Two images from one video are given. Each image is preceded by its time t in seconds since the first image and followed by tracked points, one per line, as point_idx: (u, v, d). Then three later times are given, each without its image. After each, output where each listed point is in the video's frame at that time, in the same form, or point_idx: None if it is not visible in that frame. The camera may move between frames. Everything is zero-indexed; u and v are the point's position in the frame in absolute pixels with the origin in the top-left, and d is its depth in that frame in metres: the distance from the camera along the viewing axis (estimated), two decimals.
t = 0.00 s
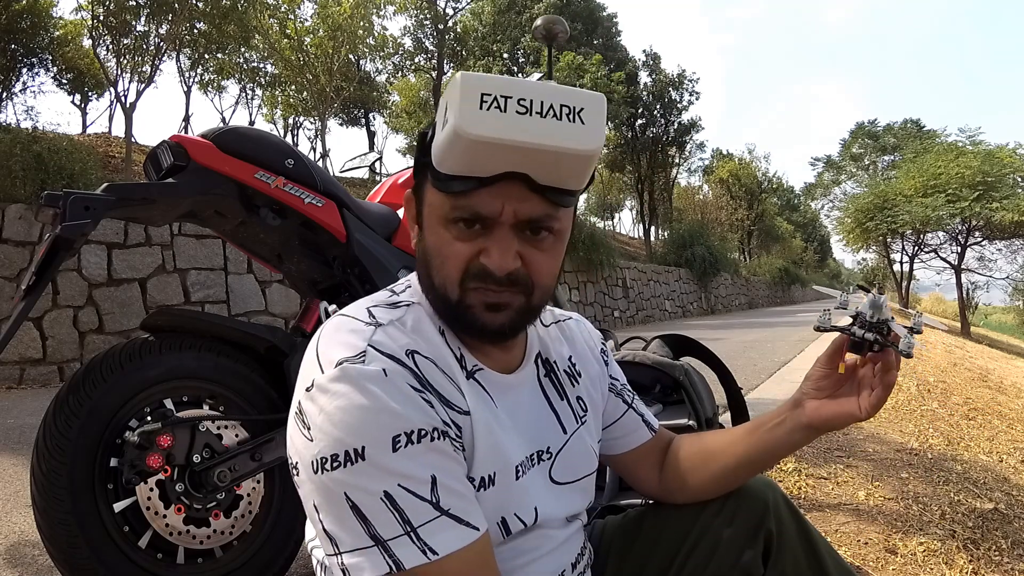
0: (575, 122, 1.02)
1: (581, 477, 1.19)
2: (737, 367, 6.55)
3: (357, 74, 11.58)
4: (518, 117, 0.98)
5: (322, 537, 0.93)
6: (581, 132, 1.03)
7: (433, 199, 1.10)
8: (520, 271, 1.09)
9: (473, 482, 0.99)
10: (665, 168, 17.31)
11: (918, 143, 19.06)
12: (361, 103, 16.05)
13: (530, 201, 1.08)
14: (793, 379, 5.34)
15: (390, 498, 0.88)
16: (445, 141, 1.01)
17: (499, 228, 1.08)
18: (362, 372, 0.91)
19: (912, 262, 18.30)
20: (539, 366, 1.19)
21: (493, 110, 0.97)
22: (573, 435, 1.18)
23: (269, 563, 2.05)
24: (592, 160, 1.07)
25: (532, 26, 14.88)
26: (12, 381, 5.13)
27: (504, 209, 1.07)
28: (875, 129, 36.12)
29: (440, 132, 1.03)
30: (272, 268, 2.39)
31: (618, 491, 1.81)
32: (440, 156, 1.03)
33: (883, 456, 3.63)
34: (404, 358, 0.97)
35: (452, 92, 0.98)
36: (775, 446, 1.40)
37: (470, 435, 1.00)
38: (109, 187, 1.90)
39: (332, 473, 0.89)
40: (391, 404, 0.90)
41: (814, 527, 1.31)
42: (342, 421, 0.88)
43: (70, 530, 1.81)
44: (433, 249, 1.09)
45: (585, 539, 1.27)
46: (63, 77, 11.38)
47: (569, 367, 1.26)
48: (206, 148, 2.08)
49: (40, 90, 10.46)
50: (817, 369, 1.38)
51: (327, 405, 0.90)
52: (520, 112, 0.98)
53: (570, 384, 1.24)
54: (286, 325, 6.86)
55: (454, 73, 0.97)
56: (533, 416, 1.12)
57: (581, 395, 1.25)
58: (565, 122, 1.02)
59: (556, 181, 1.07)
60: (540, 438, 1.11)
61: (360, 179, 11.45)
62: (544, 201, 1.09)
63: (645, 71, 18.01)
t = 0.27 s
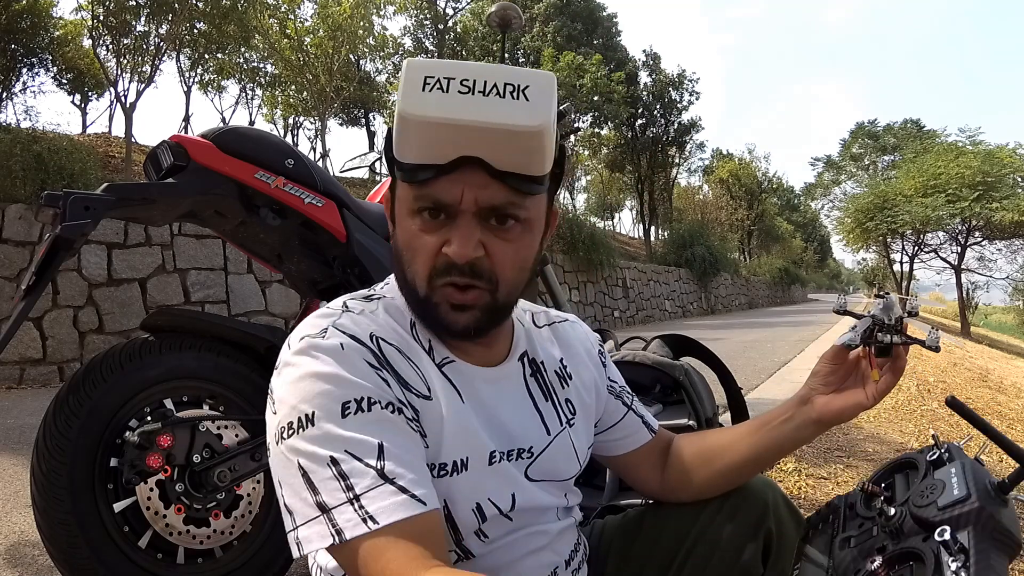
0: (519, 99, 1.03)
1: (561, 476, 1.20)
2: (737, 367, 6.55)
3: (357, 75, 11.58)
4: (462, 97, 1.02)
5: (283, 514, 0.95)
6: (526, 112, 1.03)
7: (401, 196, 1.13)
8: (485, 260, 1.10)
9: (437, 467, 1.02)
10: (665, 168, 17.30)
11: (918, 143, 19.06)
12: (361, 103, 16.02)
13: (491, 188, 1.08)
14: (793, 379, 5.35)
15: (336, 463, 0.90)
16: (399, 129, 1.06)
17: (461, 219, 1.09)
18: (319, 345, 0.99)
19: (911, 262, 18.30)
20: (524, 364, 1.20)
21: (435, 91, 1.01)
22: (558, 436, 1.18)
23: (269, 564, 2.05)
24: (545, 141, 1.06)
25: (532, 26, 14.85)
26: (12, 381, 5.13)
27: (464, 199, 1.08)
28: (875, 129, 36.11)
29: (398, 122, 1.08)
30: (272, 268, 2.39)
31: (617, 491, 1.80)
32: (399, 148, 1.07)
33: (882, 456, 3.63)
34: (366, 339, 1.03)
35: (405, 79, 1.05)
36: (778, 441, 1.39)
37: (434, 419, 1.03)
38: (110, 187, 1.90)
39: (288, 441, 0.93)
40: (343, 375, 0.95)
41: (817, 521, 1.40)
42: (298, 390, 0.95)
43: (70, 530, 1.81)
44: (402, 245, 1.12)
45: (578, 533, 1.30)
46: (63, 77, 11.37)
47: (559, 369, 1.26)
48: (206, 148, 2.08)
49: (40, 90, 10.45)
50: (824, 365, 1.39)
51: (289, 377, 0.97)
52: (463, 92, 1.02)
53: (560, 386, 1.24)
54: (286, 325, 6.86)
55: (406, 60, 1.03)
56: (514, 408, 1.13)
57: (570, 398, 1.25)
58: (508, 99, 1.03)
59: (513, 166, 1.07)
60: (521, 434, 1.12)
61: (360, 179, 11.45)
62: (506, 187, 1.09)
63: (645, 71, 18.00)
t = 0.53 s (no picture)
0: (543, 109, 1.03)
1: (552, 475, 1.20)
2: (737, 366, 6.54)
3: (357, 75, 11.58)
4: (489, 110, 0.99)
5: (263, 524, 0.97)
6: (550, 119, 1.04)
7: (396, 202, 1.09)
8: (496, 262, 1.11)
9: (419, 474, 1.02)
10: (665, 169, 17.30)
11: (918, 143, 19.04)
12: (361, 103, 16.01)
13: (499, 192, 1.08)
14: (794, 379, 5.35)
15: (302, 477, 0.91)
16: (411, 143, 1.00)
17: (470, 224, 1.09)
18: (292, 356, 1.01)
19: (912, 262, 18.28)
20: (513, 362, 1.21)
21: (462, 105, 0.97)
22: (548, 435, 1.19)
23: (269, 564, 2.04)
24: (559, 147, 1.08)
25: (532, 26, 14.84)
26: (12, 381, 5.13)
27: (473, 206, 1.07)
28: (875, 129, 36.09)
29: (404, 133, 1.02)
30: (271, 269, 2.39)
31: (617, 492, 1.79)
32: (405, 159, 1.02)
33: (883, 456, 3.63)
34: (341, 349, 1.03)
35: (415, 91, 0.97)
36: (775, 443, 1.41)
37: (412, 427, 1.03)
38: (110, 186, 1.89)
39: (262, 453, 0.95)
40: (312, 388, 0.96)
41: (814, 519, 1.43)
42: (270, 403, 0.96)
43: (71, 530, 1.81)
44: (404, 253, 1.09)
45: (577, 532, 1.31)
46: (63, 77, 11.36)
47: (548, 367, 1.26)
48: (206, 148, 2.08)
49: (41, 90, 10.46)
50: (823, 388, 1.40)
51: (263, 389, 0.99)
52: (490, 104, 0.99)
53: (549, 383, 1.25)
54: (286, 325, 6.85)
55: (417, 72, 0.96)
56: (500, 410, 1.13)
57: (560, 396, 1.26)
58: (533, 110, 1.02)
59: (524, 169, 1.08)
60: (507, 437, 1.12)
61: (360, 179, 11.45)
62: (512, 190, 1.09)
63: (645, 71, 17.99)
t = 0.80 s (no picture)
0: (587, 103, 1.16)
1: (551, 474, 1.21)
2: (737, 366, 6.54)
3: (357, 75, 11.58)
4: (554, 102, 1.10)
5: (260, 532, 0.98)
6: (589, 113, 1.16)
7: (425, 197, 1.09)
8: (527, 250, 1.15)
9: (420, 480, 1.02)
10: (665, 169, 17.30)
11: (918, 143, 19.03)
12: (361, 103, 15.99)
13: (527, 183, 1.14)
14: (794, 379, 5.35)
15: (298, 491, 0.92)
16: (472, 133, 1.04)
17: (502, 215, 1.12)
18: (288, 365, 1.01)
19: (912, 262, 18.27)
20: (509, 360, 1.22)
21: (535, 95, 1.07)
22: (545, 432, 1.20)
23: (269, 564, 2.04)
24: (582, 141, 1.20)
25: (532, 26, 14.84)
26: (12, 381, 5.13)
27: (505, 198, 1.11)
28: (875, 129, 36.07)
29: (462, 123, 1.05)
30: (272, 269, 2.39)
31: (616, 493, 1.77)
32: (457, 148, 1.05)
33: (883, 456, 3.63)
34: (337, 355, 1.04)
35: (488, 80, 1.04)
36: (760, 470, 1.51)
37: (410, 433, 1.03)
38: (110, 186, 1.89)
39: (258, 463, 0.96)
40: (307, 398, 0.97)
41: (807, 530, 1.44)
42: (267, 414, 0.97)
43: (71, 531, 1.81)
44: (434, 248, 1.09)
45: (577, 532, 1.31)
46: (62, 77, 11.36)
47: (542, 365, 1.29)
48: (206, 148, 2.08)
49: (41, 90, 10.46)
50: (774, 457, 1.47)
51: (260, 398, 0.99)
52: (554, 97, 1.10)
53: (544, 380, 1.27)
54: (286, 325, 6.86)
55: (492, 63, 1.03)
56: (498, 414, 1.14)
57: (555, 392, 1.28)
58: (582, 104, 1.15)
59: (553, 158, 1.16)
60: (505, 438, 1.13)
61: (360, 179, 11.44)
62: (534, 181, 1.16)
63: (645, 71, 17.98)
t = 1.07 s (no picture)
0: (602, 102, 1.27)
1: (554, 472, 1.22)
2: (737, 366, 6.54)
3: (357, 74, 11.58)
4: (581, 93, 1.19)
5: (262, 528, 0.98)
6: (605, 110, 1.26)
7: (454, 183, 1.11)
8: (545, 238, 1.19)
9: (427, 479, 1.02)
10: (665, 168, 17.29)
11: (918, 143, 19.03)
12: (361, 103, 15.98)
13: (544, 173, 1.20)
14: (794, 379, 5.35)
15: (301, 490, 0.91)
16: (512, 117, 1.11)
17: (526, 201, 1.16)
18: (298, 362, 1.00)
19: (912, 262, 18.25)
20: (514, 357, 1.24)
21: (567, 85, 1.16)
22: (549, 430, 1.21)
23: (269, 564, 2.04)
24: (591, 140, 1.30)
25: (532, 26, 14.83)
26: (12, 381, 5.13)
27: (529, 185, 1.15)
28: (875, 129, 36.06)
29: (501, 108, 1.11)
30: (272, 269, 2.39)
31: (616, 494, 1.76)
32: (495, 131, 1.10)
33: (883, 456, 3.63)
34: (346, 352, 1.03)
35: (529, 69, 1.12)
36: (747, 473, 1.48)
37: (419, 430, 1.03)
38: (109, 186, 1.89)
39: (262, 460, 0.96)
40: (315, 395, 0.96)
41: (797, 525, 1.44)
42: (274, 409, 0.96)
43: (71, 531, 1.81)
44: (463, 231, 1.11)
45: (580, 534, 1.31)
46: (62, 77, 11.36)
47: (547, 363, 1.30)
48: (206, 148, 2.08)
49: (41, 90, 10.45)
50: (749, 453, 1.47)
51: (267, 393, 0.99)
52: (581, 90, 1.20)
53: (548, 378, 1.28)
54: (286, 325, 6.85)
55: (533, 54, 1.12)
56: (504, 412, 1.15)
57: (559, 389, 1.30)
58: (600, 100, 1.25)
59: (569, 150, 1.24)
60: (510, 435, 1.14)
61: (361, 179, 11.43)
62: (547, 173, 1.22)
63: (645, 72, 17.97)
